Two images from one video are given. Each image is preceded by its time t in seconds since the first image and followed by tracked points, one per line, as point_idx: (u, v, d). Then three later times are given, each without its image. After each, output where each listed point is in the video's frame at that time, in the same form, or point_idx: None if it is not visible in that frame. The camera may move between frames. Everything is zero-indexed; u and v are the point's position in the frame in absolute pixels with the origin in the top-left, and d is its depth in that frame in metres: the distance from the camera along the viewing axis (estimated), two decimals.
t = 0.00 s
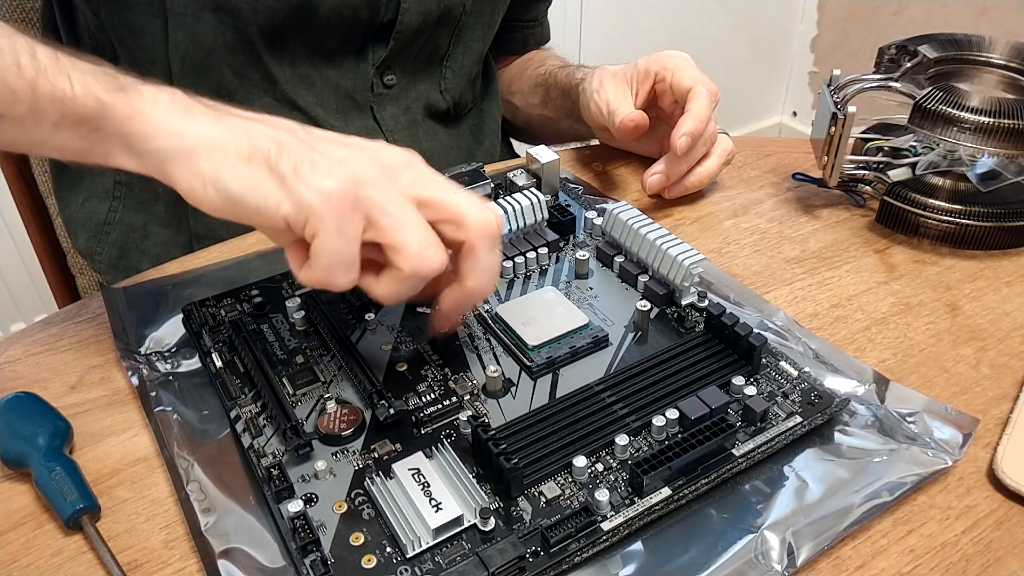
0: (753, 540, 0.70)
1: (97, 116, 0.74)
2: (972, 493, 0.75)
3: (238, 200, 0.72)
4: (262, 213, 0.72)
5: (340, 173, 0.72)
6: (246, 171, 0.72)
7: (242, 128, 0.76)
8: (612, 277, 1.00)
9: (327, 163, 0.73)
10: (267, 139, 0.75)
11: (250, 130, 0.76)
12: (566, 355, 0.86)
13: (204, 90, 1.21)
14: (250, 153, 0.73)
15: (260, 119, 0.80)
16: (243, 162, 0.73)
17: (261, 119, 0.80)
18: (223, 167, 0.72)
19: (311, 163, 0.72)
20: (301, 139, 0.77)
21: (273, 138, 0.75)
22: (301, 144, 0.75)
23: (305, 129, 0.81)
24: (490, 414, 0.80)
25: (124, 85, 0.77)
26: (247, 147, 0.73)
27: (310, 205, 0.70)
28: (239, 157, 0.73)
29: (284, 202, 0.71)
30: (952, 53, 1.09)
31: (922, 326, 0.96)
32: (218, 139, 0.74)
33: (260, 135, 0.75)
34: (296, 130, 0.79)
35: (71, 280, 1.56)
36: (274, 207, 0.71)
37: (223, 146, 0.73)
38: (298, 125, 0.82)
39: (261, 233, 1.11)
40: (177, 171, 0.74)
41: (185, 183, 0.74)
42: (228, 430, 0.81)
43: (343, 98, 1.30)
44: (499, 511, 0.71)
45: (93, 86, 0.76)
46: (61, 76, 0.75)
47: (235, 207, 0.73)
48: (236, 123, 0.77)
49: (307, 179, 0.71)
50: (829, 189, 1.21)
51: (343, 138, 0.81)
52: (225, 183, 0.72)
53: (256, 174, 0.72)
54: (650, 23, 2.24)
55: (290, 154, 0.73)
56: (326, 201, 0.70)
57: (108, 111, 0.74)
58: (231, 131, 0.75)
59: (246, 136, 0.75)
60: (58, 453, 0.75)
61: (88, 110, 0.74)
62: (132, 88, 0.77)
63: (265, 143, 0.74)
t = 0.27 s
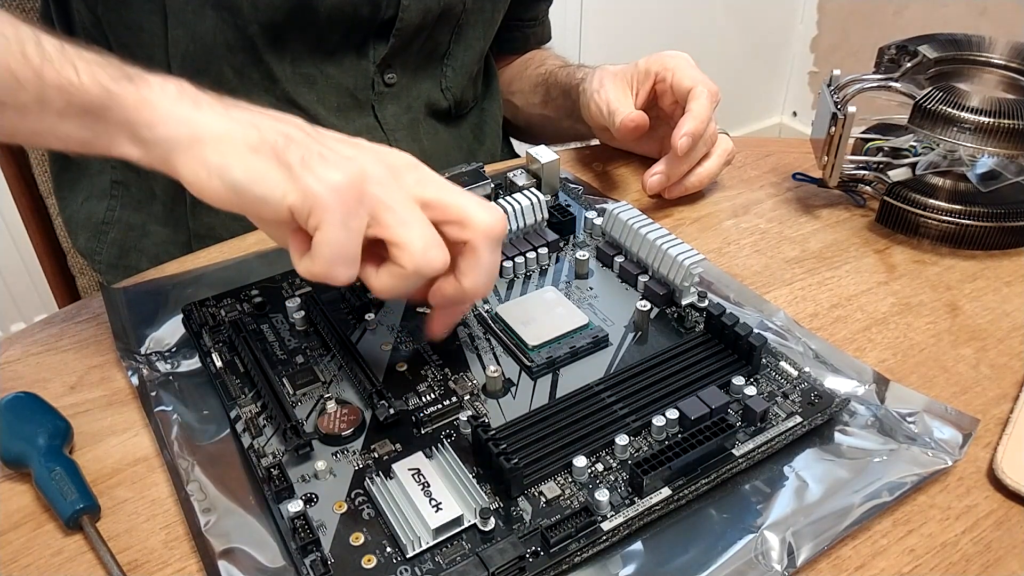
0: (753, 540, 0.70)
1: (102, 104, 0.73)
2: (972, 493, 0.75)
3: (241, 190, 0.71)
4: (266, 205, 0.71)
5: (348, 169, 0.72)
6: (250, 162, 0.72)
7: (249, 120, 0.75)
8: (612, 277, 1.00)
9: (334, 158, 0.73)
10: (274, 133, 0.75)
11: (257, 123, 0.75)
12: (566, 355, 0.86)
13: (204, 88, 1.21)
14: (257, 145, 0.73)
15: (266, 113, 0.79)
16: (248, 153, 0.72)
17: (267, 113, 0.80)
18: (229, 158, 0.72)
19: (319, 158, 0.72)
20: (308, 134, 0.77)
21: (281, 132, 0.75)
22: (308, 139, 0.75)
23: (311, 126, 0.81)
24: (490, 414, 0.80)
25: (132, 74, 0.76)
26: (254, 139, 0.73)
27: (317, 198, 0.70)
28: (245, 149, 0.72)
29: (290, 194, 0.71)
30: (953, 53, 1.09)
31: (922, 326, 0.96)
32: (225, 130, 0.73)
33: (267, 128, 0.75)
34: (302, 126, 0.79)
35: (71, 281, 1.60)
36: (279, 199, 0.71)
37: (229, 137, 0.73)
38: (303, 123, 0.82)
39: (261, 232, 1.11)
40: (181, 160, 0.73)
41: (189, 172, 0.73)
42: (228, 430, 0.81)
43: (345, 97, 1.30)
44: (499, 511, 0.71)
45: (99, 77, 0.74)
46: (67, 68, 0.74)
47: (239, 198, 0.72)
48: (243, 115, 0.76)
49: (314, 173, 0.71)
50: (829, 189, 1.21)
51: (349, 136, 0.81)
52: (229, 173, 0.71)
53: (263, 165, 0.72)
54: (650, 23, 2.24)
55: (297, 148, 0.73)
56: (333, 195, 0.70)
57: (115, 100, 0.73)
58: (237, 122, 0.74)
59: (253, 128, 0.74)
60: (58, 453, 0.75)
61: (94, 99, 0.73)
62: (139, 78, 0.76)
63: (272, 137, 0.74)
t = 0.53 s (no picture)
0: (753, 540, 0.70)
1: (104, 97, 0.73)
2: (972, 493, 0.75)
3: (248, 184, 0.71)
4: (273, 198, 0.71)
5: (356, 164, 0.72)
6: (258, 156, 0.71)
7: (256, 115, 0.75)
8: (612, 277, 1.00)
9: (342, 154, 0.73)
10: (282, 128, 0.74)
11: (264, 117, 0.75)
12: (566, 355, 0.86)
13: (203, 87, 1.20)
14: (264, 138, 0.72)
15: (271, 108, 0.79)
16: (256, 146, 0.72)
17: (271, 108, 0.80)
18: (236, 151, 0.71)
19: (328, 153, 0.72)
20: (315, 131, 0.77)
21: (288, 127, 0.75)
22: (314, 136, 0.75)
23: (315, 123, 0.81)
24: (490, 414, 0.80)
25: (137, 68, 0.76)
26: (261, 133, 0.73)
27: (326, 192, 0.69)
28: (252, 142, 0.72)
29: (298, 188, 0.70)
30: (952, 53, 1.09)
31: (922, 326, 0.96)
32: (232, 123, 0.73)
33: (274, 123, 0.75)
34: (307, 122, 0.79)
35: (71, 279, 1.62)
36: (286, 193, 0.70)
37: (237, 131, 0.72)
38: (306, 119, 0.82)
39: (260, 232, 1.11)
40: (186, 152, 0.72)
41: (194, 165, 0.72)
42: (228, 430, 0.81)
43: (345, 97, 1.30)
44: (499, 511, 0.71)
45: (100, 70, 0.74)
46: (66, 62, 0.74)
47: (245, 191, 0.71)
48: (249, 109, 0.76)
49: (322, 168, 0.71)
50: (829, 189, 1.21)
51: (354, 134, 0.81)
52: (236, 166, 0.71)
53: (270, 159, 0.71)
54: (649, 23, 2.24)
55: (305, 144, 0.73)
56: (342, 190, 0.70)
57: (118, 93, 0.73)
58: (244, 116, 0.74)
59: (260, 123, 0.74)
60: (58, 453, 0.75)
61: (95, 91, 0.73)
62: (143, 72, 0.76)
63: (280, 131, 0.74)
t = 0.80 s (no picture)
0: (753, 540, 0.70)
1: (120, 116, 0.73)
2: (972, 493, 0.75)
3: (263, 201, 0.71)
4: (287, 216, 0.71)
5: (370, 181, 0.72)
6: (273, 174, 0.71)
7: (271, 134, 0.75)
8: (612, 276, 1.00)
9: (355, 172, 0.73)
10: (296, 146, 0.75)
11: (279, 136, 0.75)
12: (566, 355, 0.86)
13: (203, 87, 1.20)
14: (280, 157, 0.73)
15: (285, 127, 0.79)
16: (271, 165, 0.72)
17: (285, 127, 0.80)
18: (251, 169, 0.71)
19: (342, 171, 0.73)
20: (328, 149, 0.77)
21: (302, 145, 0.75)
22: (328, 154, 0.75)
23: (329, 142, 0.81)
24: (490, 414, 0.80)
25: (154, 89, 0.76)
26: (277, 151, 0.73)
27: (341, 208, 0.70)
28: (268, 161, 0.72)
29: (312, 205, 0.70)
30: (952, 53, 1.09)
31: (922, 326, 0.96)
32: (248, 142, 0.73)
33: (289, 142, 0.75)
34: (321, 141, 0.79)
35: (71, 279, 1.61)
36: (301, 209, 0.70)
37: (252, 150, 0.72)
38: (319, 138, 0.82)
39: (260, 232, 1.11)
40: (201, 171, 0.72)
41: (209, 183, 0.72)
42: (229, 430, 0.81)
43: (345, 97, 1.30)
44: (499, 511, 0.71)
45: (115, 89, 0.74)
46: (70, 64, 0.74)
47: (260, 209, 0.71)
48: (264, 128, 0.76)
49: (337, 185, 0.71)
50: (829, 189, 1.21)
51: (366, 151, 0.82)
52: (251, 184, 0.71)
53: (286, 176, 0.71)
54: (649, 23, 2.24)
55: (319, 161, 0.73)
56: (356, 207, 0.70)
57: (135, 112, 0.73)
58: (259, 135, 0.74)
59: (275, 141, 0.74)
60: (58, 453, 0.75)
61: (113, 110, 0.72)
62: (160, 92, 0.76)
63: (295, 150, 0.74)
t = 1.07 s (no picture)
0: (753, 540, 0.70)
1: (117, 109, 0.72)
2: (972, 493, 0.75)
3: (263, 192, 0.71)
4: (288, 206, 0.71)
5: (369, 168, 0.73)
6: (273, 164, 0.71)
7: (267, 123, 0.75)
8: (612, 276, 1.00)
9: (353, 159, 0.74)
10: (294, 135, 0.75)
11: (275, 125, 0.75)
12: (566, 355, 0.86)
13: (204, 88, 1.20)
14: (278, 146, 0.73)
15: (280, 116, 0.79)
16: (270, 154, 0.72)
17: (280, 115, 0.80)
18: (250, 159, 0.71)
19: (340, 159, 0.73)
20: (325, 137, 0.77)
21: (299, 134, 0.75)
22: (325, 142, 0.76)
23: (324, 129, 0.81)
24: (490, 414, 0.80)
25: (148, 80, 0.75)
26: (275, 141, 0.73)
27: (341, 197, 0.70)
28: (266, 150, 0.72)
29: (313, 194, 0.71)
30: (952, 53, 1.09)
31: (922, 326, 0.96)
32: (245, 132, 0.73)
33: (286, 131, 0.75)
34: (316, 128, 0.79)
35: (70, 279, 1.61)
36: (301, 199, 0.71)
37: (251, 140, 0.72)
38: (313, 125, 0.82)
39: (260, 233, 1.11)
40: (200, 163, 0.72)
41: (208, 174, 0.72)
42: (229, 430, 0.81)
43: (345, 97, 1.30)
44: (499, 511, 0.71)
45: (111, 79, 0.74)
46: (70, 66, 0.74)
47: (260, 200, 0.71)
48: (260, 118, 0.76)
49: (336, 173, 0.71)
50: (829, 189, 1.21)
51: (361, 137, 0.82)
52: (252, 175, 0.71)
53: (285, 166, 0.72)
54: (649, 23, 2.24)
55: (318, 150, 0.73)
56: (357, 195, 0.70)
57: (131, 104, 0.72)
58: (256, 124, 0.74)
59: (272, 131, 0.74)
60: (58, 452, 0.75)
61: (109, 101, 0.72)
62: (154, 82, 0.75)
63: (293, 139, 0.74)
